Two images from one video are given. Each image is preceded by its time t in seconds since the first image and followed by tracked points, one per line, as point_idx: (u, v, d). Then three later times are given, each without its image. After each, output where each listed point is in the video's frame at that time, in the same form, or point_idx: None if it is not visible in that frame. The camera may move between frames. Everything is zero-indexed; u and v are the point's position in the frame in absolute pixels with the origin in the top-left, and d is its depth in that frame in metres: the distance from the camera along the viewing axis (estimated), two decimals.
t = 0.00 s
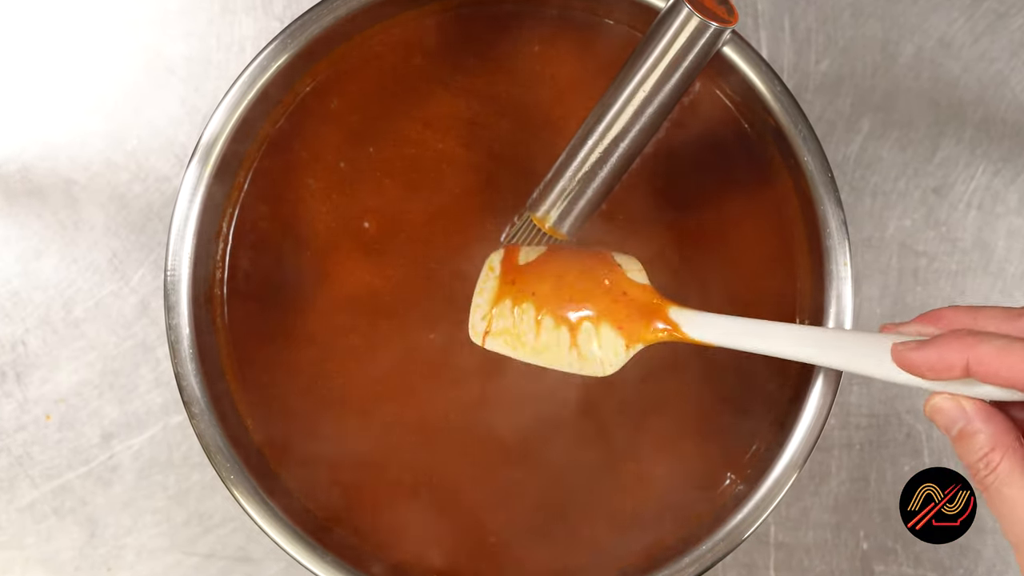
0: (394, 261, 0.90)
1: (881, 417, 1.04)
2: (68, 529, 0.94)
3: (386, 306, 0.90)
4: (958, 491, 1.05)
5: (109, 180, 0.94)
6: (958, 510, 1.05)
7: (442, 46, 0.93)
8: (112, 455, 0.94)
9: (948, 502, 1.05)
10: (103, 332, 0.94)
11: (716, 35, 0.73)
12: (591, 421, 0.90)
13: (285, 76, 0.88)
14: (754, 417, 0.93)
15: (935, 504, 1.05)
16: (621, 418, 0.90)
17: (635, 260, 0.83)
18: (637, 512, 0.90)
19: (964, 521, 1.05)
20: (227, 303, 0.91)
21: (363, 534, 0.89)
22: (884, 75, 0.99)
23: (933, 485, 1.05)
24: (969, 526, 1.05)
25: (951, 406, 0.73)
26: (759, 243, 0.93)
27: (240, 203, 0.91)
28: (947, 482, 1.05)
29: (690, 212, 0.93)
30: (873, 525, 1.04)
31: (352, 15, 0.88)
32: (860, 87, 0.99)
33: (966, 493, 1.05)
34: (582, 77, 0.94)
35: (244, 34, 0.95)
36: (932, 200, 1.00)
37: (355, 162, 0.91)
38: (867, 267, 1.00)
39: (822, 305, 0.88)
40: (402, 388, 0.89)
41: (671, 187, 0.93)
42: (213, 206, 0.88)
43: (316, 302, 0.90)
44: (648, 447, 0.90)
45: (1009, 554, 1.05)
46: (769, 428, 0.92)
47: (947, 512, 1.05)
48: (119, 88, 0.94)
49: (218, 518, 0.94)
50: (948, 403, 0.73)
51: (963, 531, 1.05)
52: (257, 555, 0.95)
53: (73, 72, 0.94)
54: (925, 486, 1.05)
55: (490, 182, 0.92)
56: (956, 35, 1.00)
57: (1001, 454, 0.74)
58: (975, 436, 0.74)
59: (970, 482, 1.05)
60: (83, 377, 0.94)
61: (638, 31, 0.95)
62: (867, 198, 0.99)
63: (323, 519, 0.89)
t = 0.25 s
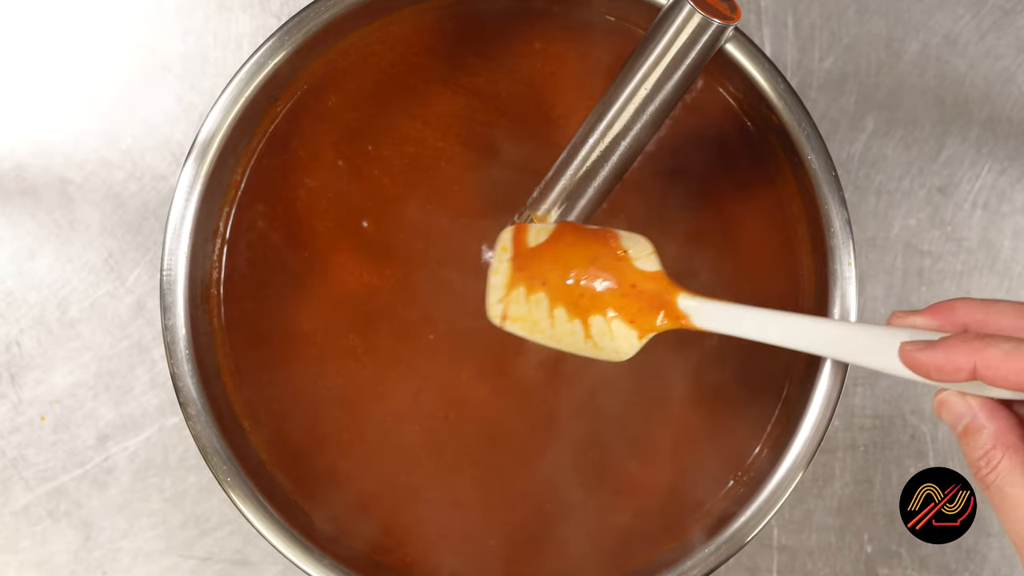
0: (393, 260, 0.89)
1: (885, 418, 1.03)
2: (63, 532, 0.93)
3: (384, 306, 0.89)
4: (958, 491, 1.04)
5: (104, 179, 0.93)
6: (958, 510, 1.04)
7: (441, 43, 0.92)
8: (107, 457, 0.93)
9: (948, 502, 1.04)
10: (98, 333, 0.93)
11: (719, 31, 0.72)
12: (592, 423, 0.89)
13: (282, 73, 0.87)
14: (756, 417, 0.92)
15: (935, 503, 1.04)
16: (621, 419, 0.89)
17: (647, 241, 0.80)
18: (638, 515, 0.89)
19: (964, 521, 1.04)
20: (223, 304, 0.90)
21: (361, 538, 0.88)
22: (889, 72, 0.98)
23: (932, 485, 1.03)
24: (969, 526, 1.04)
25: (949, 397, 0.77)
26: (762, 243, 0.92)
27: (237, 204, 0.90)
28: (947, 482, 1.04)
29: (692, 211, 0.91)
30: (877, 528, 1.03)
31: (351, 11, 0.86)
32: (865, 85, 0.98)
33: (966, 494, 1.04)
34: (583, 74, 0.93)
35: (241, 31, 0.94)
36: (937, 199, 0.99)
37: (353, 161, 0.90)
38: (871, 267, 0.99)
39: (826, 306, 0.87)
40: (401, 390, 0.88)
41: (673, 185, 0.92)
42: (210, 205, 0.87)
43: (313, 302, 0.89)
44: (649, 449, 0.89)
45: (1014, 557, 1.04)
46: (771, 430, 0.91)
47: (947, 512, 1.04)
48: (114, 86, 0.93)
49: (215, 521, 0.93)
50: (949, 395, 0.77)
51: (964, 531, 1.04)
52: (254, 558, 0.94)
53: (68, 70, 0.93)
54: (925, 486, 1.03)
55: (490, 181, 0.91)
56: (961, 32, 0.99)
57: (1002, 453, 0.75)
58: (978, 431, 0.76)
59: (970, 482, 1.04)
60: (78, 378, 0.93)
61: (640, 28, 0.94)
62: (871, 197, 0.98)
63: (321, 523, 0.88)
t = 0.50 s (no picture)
0: (392, 260, 0.88)
1: (890, 420, 1.02)
2: (57, 535, 0.92)
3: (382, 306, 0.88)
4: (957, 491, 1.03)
5: (100, 178, 0.92)
6: (958, 510, 1.03)
7: (441, 40, 0.91)
8: (103, 459, 0.92)
9: (948, 502, 1.03)
10: (93, 333, 0.92)
11: (722, 28, 0.70)
12: (593, 426, 0.88)
13: (280, 71, 0.86)
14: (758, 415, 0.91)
15: (934, 503, 1.03)
16: (623, 421, 0.88)
17: (745, 283, 0.86)
18: (641, 518, 0.88)
19: (964, 521, 1.02)
20: (220, 306, 0.89)
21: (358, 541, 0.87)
22: (893, 70, 0.97)
23: (933, 486, 1.02)
24: (969, 526, 1.02)
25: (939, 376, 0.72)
26: (766, 243, 0.91)
27: (234, 204, 0.89)
28: (944, 476, 1.02)
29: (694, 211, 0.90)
30: (881, 531, 1.02)
31: (349, 8, 0.85)
32: (869, 83, 0.97)
33: (965, 494, 1.03)
34: (584, 72, 0.92)
35: (238, 28, 0.93)
36: (942, 199, 0.98)
37: (352, 159, 0.89)
38: (875, 267, 0.97)
39: (830, 306, 0.86)
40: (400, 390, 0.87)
41: (674, 184, 0.90)
42: (207, 205, 0.86)
43: (311, 303, 0.88)
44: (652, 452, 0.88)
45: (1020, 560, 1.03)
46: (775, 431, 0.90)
47: (947, 512, 1.03)
48: (110, 84, 0.92)
49: (211, 524, 0.92)
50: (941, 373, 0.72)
51: (964, 531, 1.02)
52: (251, 561, 0.93)
53: (63, 67, 0.92)
54: (924, 486, 1.02)
55: (490, 180, 0.90)
56: (966, 29, 0.98)
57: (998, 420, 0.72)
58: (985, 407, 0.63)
59: (970, 482, 1.03)
60: (73, 379, 0.92)
61: (642, 26, 0.93)
62: (876, 195, 0.97)
63: (319, 525, 0.87)
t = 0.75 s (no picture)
0: (391, 260, 0.87)
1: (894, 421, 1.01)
2: (52, 537, 0.91)
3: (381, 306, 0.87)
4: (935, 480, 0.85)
5: (95, 176, 0.91)
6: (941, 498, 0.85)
7: (440, 37, 0.90)
8: (98, 461, 0.91)
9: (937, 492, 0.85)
10: (88, 334, 0.91)
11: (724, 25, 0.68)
12: (594, 427, 0.86)
13: (277, 68, 0.85)
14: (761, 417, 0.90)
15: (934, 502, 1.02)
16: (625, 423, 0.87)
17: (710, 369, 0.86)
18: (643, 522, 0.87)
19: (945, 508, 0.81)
20: (217, 306, 0.88)
21: (356, 544, 0.85)
22: (898, 67, 0.96)
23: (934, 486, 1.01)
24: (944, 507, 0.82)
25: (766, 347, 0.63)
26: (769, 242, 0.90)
27: (230, 203, 0.88)
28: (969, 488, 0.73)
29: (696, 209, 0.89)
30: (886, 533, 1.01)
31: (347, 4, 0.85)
32: (873, 80, 0.96)
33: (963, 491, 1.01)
34: (585, 69, 0.91)
35: (235, 25, 0.92)
36: (948, 197, 0.96)
37: (350, 158, 0.88)
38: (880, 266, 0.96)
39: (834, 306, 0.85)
40: (399, 391, 0.86)
41: (676, 182, 0.89)
42: (203, 204, 0.85)
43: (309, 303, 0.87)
44: (654, 454, 0.87)
45: None
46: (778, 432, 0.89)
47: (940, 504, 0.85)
48: (105, 81, 0.91)
49: (208, 526, 0.91)
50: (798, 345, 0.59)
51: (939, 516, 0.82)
52: (248, 564, 0.92)
53: (58, 65, 0.91)
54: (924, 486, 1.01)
55: (489, 179, 0.89)
56: (972, 26, 0.97)
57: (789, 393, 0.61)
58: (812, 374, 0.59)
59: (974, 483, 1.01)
60: (68, 380, 0.91)
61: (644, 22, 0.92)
62: (880, 194, 0.96)
63: (317, 528, 0.86)
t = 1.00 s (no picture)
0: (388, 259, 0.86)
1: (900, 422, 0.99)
2: (47, 540, 0.90)
3: (378, 306, 0.86)
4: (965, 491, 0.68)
5: (90, 175, 0.90)
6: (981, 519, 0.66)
7: (439, 33, 0.89)
8: (93, 463, 0.90)
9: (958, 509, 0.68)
10: (84, 334, 0.90)
11: (721, 16, 0.69)
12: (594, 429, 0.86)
13: (274, 66, 0.84)
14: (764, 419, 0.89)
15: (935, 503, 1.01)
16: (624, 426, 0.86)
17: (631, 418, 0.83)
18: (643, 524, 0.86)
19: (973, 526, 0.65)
20: (213, 305, 0.87)
21: (355, 547, 0.85)
22: (902, 65, 0.95)
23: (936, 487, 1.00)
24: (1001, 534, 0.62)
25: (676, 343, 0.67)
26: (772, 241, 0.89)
27: (227, 201, 0.87)
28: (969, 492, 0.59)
29: (696, 207, 0.88)
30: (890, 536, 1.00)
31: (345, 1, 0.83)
32: (877, 78, 0.95)
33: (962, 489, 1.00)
34: (586, 67, 0.90)
35: (232, 22, 0.91)
36: (953, 196, 0.95)
37: (347, 157, 0.87)
38: (884, 266, 0.95)
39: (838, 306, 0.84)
40: (397, 392, 0.85)
41: (677, 180, 0.88)
42: (199, 202, 0.84)
43: (306, 303, 0.86)
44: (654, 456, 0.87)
45: None
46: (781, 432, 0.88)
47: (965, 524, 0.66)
48: (101, 79, 0.90)
49: (205, 529, 0.90)
50: (692, 345, 0.66)
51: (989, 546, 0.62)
52: (245, 567, 0.91)
53: (53, 62, 0.90)
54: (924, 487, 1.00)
55: (489, 177, 0.88)
56: (978, 23, 0.96)
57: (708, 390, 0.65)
58: (690, 371, 0.66)
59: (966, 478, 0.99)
60: (63, 381, 0.90)
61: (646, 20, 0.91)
62: (885, 193, 0.95)
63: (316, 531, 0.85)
